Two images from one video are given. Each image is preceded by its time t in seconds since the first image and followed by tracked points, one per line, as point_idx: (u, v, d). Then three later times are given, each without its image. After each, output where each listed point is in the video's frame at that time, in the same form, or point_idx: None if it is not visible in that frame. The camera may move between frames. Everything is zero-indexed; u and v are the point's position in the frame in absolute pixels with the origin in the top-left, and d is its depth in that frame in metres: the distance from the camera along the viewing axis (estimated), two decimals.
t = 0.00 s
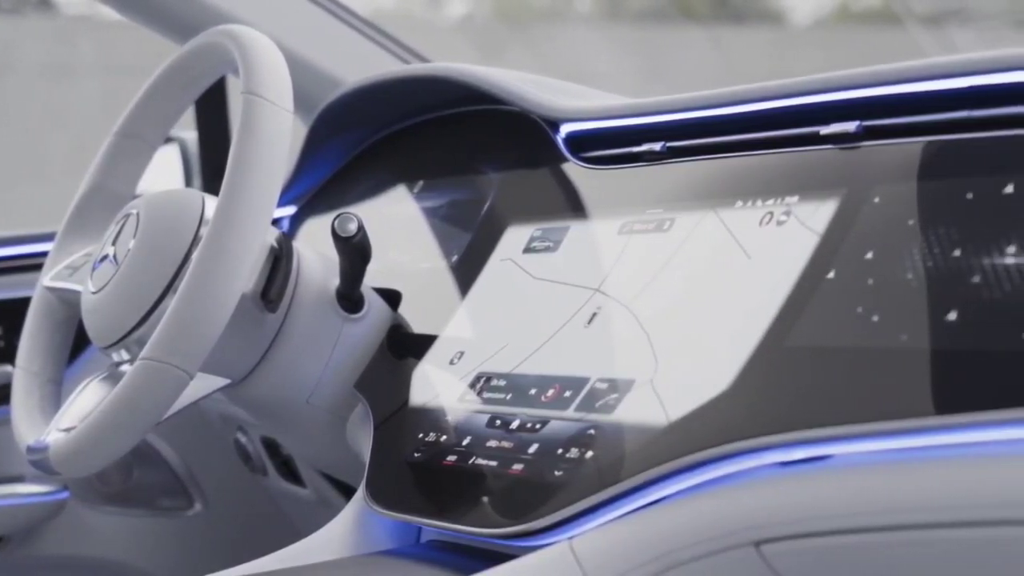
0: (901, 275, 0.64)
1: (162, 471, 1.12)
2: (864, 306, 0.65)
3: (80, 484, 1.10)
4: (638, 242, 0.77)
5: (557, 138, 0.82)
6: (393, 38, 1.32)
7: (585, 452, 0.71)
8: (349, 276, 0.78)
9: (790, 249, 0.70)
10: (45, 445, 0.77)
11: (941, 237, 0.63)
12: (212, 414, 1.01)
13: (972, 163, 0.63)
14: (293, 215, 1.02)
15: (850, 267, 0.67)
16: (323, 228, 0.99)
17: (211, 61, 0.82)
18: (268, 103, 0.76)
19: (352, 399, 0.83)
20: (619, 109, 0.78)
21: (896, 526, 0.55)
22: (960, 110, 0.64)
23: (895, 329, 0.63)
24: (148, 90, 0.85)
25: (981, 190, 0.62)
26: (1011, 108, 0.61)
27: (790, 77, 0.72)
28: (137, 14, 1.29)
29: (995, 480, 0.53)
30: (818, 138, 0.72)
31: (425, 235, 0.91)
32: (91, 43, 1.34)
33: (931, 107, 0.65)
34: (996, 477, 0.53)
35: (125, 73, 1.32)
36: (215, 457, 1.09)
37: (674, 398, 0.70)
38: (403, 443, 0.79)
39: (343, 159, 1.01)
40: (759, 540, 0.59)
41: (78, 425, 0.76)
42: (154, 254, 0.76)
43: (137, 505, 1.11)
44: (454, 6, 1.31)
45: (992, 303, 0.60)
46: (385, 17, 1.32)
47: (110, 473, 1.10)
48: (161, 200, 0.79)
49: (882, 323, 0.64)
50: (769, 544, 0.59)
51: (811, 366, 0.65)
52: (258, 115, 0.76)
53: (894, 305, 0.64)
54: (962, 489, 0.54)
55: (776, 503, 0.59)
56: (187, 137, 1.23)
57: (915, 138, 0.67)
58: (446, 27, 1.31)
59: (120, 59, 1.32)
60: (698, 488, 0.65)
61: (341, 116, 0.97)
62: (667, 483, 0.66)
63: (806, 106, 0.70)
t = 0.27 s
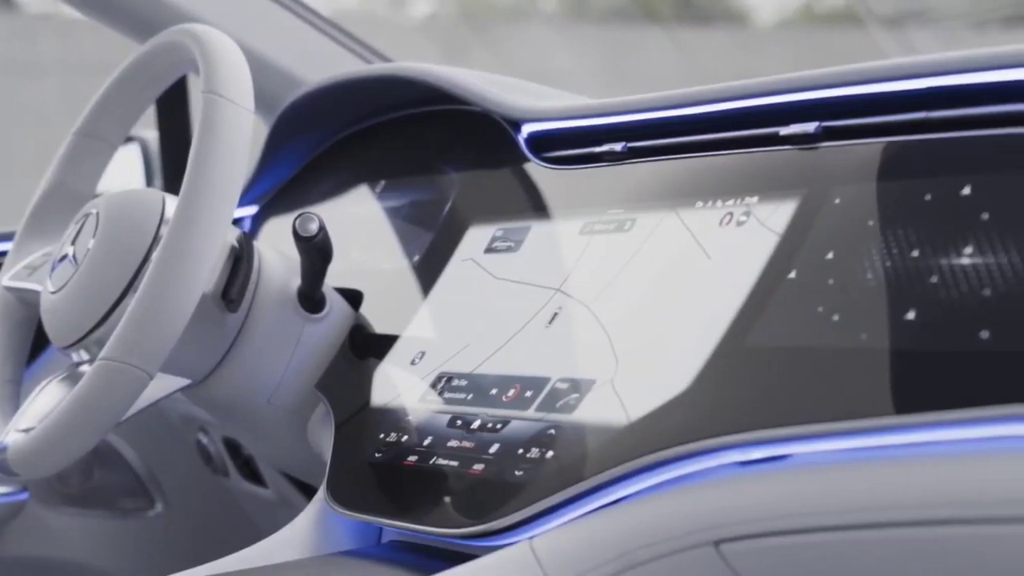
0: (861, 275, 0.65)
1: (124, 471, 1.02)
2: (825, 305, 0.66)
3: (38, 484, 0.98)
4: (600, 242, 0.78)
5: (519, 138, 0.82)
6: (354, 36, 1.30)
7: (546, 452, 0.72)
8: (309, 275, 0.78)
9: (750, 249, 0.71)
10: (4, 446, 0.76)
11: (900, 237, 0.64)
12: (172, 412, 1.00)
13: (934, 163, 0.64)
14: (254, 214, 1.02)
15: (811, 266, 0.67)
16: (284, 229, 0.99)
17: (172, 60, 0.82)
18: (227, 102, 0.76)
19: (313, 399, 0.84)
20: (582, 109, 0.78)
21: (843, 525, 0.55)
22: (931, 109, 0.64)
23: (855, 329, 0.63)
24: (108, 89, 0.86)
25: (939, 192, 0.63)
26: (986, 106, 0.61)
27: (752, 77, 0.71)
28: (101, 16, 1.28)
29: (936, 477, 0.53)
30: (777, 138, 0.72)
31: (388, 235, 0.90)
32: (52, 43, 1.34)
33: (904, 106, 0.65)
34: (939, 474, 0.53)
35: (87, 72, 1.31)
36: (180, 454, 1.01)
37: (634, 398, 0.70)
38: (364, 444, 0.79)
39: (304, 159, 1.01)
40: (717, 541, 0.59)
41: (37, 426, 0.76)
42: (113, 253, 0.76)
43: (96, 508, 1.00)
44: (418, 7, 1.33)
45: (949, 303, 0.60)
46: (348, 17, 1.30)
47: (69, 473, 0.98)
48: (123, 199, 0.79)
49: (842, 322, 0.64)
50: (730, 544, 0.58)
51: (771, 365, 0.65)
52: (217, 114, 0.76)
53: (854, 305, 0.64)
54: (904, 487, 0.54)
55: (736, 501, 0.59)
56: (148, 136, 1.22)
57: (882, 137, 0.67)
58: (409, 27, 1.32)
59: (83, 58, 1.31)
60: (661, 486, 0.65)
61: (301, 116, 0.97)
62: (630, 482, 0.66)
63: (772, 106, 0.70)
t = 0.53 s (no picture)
0: (820, 275, 0.65)
1: (83, 471, 0.97)
2: (784, 305, 0.66)
3: None
4: (559, 241, 0.78)
5: (480, 138, 0.82)
6: (316, 36, 1.31)
7: (505, 452, 0.72)
8: (269, 274, 0.78)
9: (709, 251, 0.71)
10: None
11: (858, 236, 0.65)
12: (130, 413, 0.99)
13: (895, 163, 0.65)
14: (214, 214, 1.01)
15: (771, 266, 0.68)
16: (244, 228, 0.99)
17: (132, 59, 0.82)
18: (187, 101, 0.76)
19: (271, 400, 0.85)
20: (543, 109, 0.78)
21: (792, 525, 0.55)
22: (897, 110, 0.65)
23: (814, 328, 0.64)
24: (66, 88, 0.86)
25: (897, 191, 0.64)
26: (954, 107, 0.62)
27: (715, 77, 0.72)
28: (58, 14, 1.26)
29: (879, 478, 0.53)
30: (736, 139, 0.73)
31: (347, 234, 0.90)
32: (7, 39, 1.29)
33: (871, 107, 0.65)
34: (884, 474, 0.53)
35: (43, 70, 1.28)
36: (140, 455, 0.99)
37: (592, 398, 0.71)
38: (324, 444, 0.79)
39: (266, 158, 1.01)
40: (676, 541, 0.59)
41: None
42: (71, 252, 0.75)
43: (50, 509, 0.95)
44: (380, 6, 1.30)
45: (906, 302, 0.61)
46: (310, 17, 1.31)
47: (26, 471, 0.94)
48: (83, 200, 0.79)
49: (801, 322, 0.65)
50: (688, 544, 0.58)
51: (729, 364, 0.66)
52: (176, 112, 0.76)
53: (813, 304, 0.65)
54: (851, 487, 0.54)
55: (693, 501, 0.59)
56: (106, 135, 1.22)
57: (847, 137, 0.68)
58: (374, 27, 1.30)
59: (39, 56, 1.28)
60: (623, 485, 0.65)
61: (262, 116, 0.96)
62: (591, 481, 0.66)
63: (737, 106, 0.71)
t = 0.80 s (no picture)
0: (778, 275, 0.67)
1: (39, 473, 0.97)
2: (744, 304, 0.67)
3: None
4: (519, 242, 0.79)
5: (440, 138, 0.83)
6: (279, 37, 1.31)
7: (464, 451, 0.73)
8: (229, 274, 0.78)
9: (668, 251, 0.73)
10: None
11: (817, 236, 0.66)
12: (88, 412, 0.99)
13: (853, 165, 0.66)
14: (174, 213, 1.03)
15: (731, 267, 0.69)
16: (202, 228, 1.00)
17: (91, 58, 0.82)
18: (145, 99, 0.76)
19: (231, 399, 0.86)
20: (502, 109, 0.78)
21: (743, 525, 0.57)
22: (866, 110, 0.66)
23: (773, 326, 0.65)
24: (25, 86, 0.86)
25: (854, 193, 0.65)
26: (923, 107, 0.63)
27: (674, 78, 0.73)
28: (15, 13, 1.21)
29: (828, 478, 0.54)
30: (696, 140, 0.74)
31: (307, 234, 0.91)
32: None
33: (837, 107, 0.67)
34: (832, 474, 0.54)
35: None
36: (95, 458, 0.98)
37: (551, 397, 0.72)
38: (283, 444, 0.80)
39: (225, 158, 1.01)
40: (634, 541, 0.61)
41: None
42: (31, 251, 0.75)
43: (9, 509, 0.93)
44: (345, 7, 1.35)
45: (862, 301, 0.62)
46: (272, 15, 1.31)
47: None
48: (40, 199, 0.79)
49: (760, 321, 0.66)
50: (646, 543, 0.60)
51: (686, 366, 0.67)
52: (135, 111, 0.76)
53: (772, 304, 0.66)
54: (799, 487, 0.55)
55: (648, 502, 0.61)
56: (65, 133, 1.23)
57: (813, 137, 0.69)
58: (337, 26, 1.34)
59: None
60: (581, 485, 0.66)
61: (220, 116, 0.97)
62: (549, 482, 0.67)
63: (703, 104, 0.71)
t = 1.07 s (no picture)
0: (737, 275, 0.69)
1: None
2: (703, 304, 0.69)
3: None
4: (478, 242, 0.79)
5: (400, 138, 0.84)
6: (240, 37, 1.34)
7: (422, 451, 0.74)
8: (188, 275, 0.79)
9: (627, 251, 0.74)
10: None
11: (776, 236, 0.69)
12: (46, 415, 0.99)
13: (813, 167, 0.69)
14: (132, 213, 1.03)
15: (690, 267, 0.71)
16: (161, 228, 1.01)
17: (50, 57, 0.82)
18: (102, 98, 0.76)
19: (190, 400, 0.88)
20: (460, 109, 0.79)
21: (698, 525, 0.60)
22: (837, 110, 0.68)
23: (731, 323, 0.68)
24: None
25: (811, 197, 0.68)
26: (894, 105, 0.65)
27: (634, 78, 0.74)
28: None
29: (781, 478, 0.57)
30: (655, 140, 0.75)
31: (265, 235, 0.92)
32: None
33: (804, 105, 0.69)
34: (784, 473, 0.57)
35: None
36: (50, 461, 1.00)
37: (509, 397, 0.73)
38: (241, 444, 0.81)
39: (183, 158, 1.02)
40: (593, 541, 0.63)
41: None
42: None
43: None
44: (308, 5, 1.31)
45: (818, 301, 0.65)
46: (236, 16, 1.33)
47: None
48: None
49: (718, 320, 0.68)
50: (604, 543, 0.63)
51: (642, 366, 0.69)
52: (91, 110, 0.75)
53: (731, 303, 0.68)
54: (751, 486, 0.58)
55: (605, 502, 0.64)
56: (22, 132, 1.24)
57: (779, 136, 0.71)
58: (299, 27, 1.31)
59: None
60: (541, 484, 0.69)
61: (178, 117, 0.97)
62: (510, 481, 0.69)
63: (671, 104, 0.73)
